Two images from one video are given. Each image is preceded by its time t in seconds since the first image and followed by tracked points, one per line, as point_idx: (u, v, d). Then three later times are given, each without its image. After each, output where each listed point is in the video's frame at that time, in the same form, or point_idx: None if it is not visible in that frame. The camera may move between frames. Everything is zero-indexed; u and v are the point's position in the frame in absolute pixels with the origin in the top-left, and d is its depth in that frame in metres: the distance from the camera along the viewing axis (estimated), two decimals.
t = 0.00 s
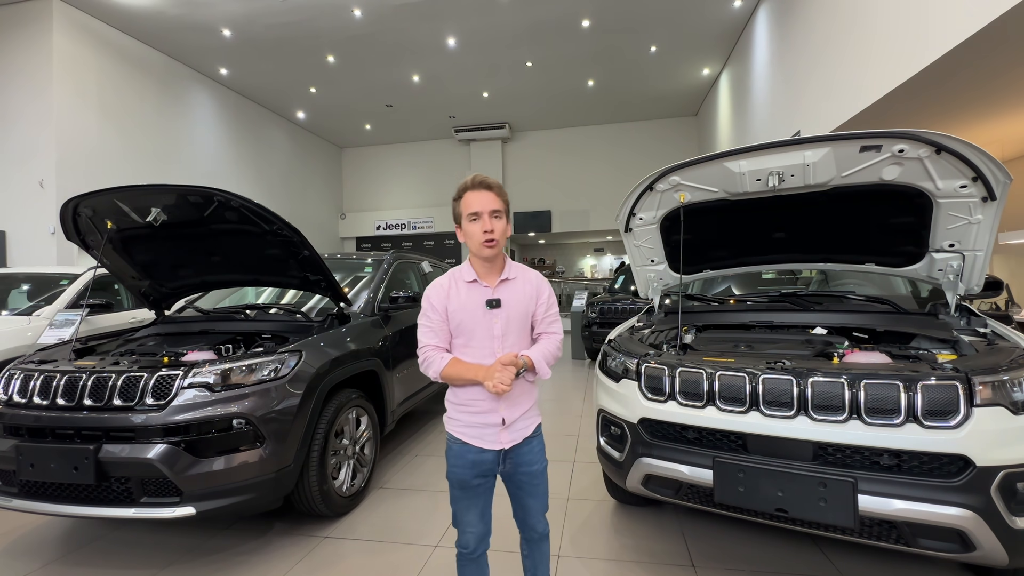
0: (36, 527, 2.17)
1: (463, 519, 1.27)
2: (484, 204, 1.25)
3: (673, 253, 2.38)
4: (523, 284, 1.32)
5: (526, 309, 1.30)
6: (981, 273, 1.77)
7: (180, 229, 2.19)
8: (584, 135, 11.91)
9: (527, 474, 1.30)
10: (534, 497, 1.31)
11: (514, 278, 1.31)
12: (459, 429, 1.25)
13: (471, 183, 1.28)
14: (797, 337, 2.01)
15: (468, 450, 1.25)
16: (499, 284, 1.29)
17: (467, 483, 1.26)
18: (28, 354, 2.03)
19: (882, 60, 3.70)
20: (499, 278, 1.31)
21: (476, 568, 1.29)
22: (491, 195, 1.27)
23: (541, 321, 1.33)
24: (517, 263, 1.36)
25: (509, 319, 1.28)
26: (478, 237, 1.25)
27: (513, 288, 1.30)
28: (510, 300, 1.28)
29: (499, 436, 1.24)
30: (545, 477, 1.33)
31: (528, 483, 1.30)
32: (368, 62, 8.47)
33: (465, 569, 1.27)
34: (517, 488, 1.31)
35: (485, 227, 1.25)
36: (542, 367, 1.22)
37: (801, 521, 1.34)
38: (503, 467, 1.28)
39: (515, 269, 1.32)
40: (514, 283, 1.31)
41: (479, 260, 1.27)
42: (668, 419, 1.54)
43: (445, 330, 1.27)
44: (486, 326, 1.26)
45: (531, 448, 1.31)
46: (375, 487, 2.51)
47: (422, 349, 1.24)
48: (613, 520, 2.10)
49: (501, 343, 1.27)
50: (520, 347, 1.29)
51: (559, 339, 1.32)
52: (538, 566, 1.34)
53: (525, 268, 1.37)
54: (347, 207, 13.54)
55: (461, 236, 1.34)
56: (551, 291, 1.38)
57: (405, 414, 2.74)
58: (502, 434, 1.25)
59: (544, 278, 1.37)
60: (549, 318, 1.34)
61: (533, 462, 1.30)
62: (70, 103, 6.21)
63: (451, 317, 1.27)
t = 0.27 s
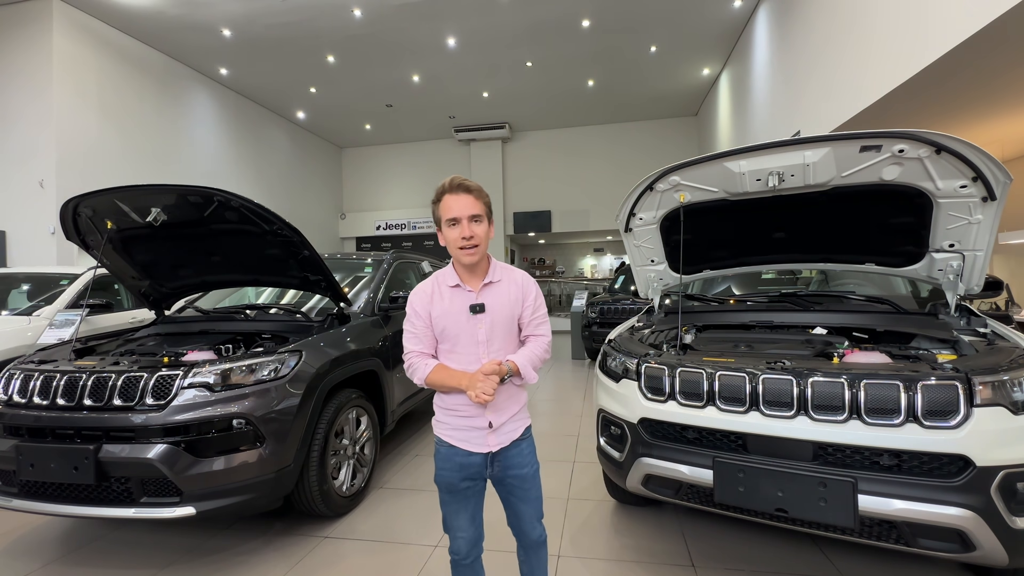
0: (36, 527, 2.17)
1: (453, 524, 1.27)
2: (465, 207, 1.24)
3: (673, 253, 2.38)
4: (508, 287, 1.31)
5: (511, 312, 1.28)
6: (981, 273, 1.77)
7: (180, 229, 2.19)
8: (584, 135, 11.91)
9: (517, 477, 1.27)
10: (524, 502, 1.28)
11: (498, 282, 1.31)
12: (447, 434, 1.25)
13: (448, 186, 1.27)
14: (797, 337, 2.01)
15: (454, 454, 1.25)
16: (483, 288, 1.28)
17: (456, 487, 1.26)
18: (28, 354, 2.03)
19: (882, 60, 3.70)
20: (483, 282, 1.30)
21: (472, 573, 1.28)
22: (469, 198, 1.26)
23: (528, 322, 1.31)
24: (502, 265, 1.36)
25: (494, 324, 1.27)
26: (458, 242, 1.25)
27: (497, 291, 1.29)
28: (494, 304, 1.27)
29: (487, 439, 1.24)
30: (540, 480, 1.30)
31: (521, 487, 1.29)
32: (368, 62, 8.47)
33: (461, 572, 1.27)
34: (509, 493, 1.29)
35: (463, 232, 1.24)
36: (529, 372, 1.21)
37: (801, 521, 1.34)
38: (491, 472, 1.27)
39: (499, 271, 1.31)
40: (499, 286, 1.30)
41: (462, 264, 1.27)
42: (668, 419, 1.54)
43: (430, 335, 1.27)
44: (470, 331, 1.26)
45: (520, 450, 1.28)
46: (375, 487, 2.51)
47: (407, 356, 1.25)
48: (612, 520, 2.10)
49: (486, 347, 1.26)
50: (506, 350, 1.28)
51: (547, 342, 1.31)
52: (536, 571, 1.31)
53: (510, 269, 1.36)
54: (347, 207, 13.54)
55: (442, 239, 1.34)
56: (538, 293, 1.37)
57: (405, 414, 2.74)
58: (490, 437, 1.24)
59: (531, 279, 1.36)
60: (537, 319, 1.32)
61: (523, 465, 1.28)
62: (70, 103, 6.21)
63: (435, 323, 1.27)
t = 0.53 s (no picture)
0: (36, 527, 2.17)
1: (451, 525, 1.28)
2: (456, 207, 1.23)
3: (673, 253, 2.38)
4: (504, 286, 1.30)
5: (507, 312, 1.28)
6: (982, 273, 1.77)
7: (180, 229, 2.19)
8: (584, 135, 11.90)
9: (514, 479, 1.26)
10: (522, 505, 1.26)
11: (494, 282, 1.30)
12: (443, 434, 1.26)
13: (440, 186, 1.26)
14: (797, 337, 2.01)
15: (450, 454, 1.25)
16: (479, 288, 1.28)
17: (453, 488, 1.26)
18: (29, 354, 2.03)
19: (882, 60, 3.70)
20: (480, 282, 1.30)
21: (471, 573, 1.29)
22: (461, 198, 1.25)
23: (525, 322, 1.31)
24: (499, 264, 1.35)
25: (490, 324, 1.27)
26: (450, 241, 1.25)
27: (493, 291, 1.29)
28: (490, 305, 1.27)
29: (483, 440, 1.23)
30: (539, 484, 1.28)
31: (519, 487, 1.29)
32: (368, 62, 8.47)
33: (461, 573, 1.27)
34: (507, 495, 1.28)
35: (455, 232, 1.24)
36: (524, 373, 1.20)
37: (801, 521, 1.34)
38: (487, 473, 1.26)
39: (496, 271, 1.30)
40: (495, 285, 1.29)
41: (456, 264, 1.27)
42: (668, 419, 1.54)
43: (427, 335, 1.28)
44: (466, 331, 1.26)
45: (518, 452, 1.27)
46: (375, 487, 2.51)
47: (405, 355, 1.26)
48: (612, 520, 2.10)
49: (482, 347, 1.26)
50: (502, 350, 1.28)
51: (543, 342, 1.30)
52: None
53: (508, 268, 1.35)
54: (347, 207, 13.54)
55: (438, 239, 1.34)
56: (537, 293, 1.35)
57: (404, 414, 2.74)
58: (485, 437, 1.23)
59: (529, 279, 1.35)
60: (534, 319, 1.31)
61: (521, 468, 1.26)
62: (70, 102, 6.21)
63: (432, 322, 1.27)
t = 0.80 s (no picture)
0: (36, 527, 2.17)
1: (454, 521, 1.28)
2: (457, 205, 1.28)
3: (673, 253, 2.38)
4: (517, 284, 1.25)
5: (517, 310, 1.22)
6: (982, 273, 1.77)
7: (180, 229, 2.19)
8: (584, 135, 11.91)
9: (514, 483, 1.22)
10: (521, 511, 1.22)
11: (507, 278, 1.26)
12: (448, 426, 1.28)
13: (452, 185, 1.33)
14: (797, 336, 2.01)
15: (454, 447, 1.27)
16: (489, 284, 1.26)
17: (456, 482, 1.27)
18: (29, 354, 2.03)
19: (882, 60, 3.70)
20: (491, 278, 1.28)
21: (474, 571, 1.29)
22: (461, 194, 1.29)
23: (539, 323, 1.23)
24: (515, 261, 1.31)
25: (496, 321, 1.23)
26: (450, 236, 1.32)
27: (503, 289, 1.24)
28: (498, 301, 1.23)
29: (481, 439, 1.21)
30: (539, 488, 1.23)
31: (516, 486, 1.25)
32: (368, 62, 8.47)
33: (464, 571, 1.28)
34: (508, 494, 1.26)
35: (451, 227, 1.29)
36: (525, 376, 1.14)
37: (800, 521, 1.34)
38: (487, 473, 1.24)
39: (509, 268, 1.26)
40: (507, 282, 1.25)
41: (459, 260, 1.31)
42: (668, 419, 1.54)
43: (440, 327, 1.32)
44: (474, 325, 1.25)
45: (518, 457, 1.21)
46: (375, 487, 2.51)
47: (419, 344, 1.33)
48: (612, 520, 2.10)
49: (488, 344, 1.23)
50: (510, 349, 1.23)
51: (557, 345, 1.21)
52: None
53: (525, 266, 1.30)
54: (347, 207, 13.54)
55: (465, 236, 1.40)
56: (556, 292, 1.27)
57: (404, 414, 2.74)
58: (484, 437, 1.21)
59: (547, 278, 1.27)
60: (549, 320, 1.23)
61: (520, 474, 1.21)
62: (71, 102, 6.21)
63: (444, 314, 1.31)
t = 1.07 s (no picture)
0: (36, 527, 2.17)
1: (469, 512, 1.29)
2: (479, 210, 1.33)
3: (673, 253, 2.37)
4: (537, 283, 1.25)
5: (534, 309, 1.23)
6: (982, 273, 1.77)
7: (180, 229, 2.19)
8: (584, 135, 11.91)
9: (528, 479, 1.23)
10: (535, 506, 1.23)
11: (528, 278, 1.27)
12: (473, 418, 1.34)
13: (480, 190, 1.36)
14: (797, 336, 2.01)
15: (474, 438, 1.31)
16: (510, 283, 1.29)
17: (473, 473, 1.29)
18: (29, 354, 2.03)
19: (881, 61, 3.71)
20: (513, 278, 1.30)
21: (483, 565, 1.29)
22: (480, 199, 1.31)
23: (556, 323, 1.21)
24: (540, 262, 1.30)
25: (515, 319, 1.25)
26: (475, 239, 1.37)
27: (523, 287, 1.26)
28: (517, 300, 1.25)
29: (496, 434, 1.24)
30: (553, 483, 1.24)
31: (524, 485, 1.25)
32: (368, 62, 8.47)
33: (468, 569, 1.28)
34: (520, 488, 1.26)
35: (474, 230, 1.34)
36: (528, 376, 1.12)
37: (800, 521, 1.34)
38: (502, 467, 1.25)
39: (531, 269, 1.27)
40: (527, 282, 1.27)
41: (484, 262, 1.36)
42: (668, 419, 1.54)
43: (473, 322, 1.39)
44: (496, 322, 1.30)
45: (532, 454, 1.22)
46: (375, 487, 2.51)
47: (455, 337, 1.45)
48: (612, 520, 2.10)
49: (507, 341, 1.27)
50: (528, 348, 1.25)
51: (573, 347, 1.17)
52: None
53: (550, 267, 1.28)
54: (347, 207, 13.54)
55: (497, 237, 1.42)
56: (578, 294, 1.23)
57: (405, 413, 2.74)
58: (497, 432, 1.24)
59: (570, 278, 1.24)
60: (565, 321, 1.19)
61: (532, 471, 1.22)
62: (71, 102, 6.21)
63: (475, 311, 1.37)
